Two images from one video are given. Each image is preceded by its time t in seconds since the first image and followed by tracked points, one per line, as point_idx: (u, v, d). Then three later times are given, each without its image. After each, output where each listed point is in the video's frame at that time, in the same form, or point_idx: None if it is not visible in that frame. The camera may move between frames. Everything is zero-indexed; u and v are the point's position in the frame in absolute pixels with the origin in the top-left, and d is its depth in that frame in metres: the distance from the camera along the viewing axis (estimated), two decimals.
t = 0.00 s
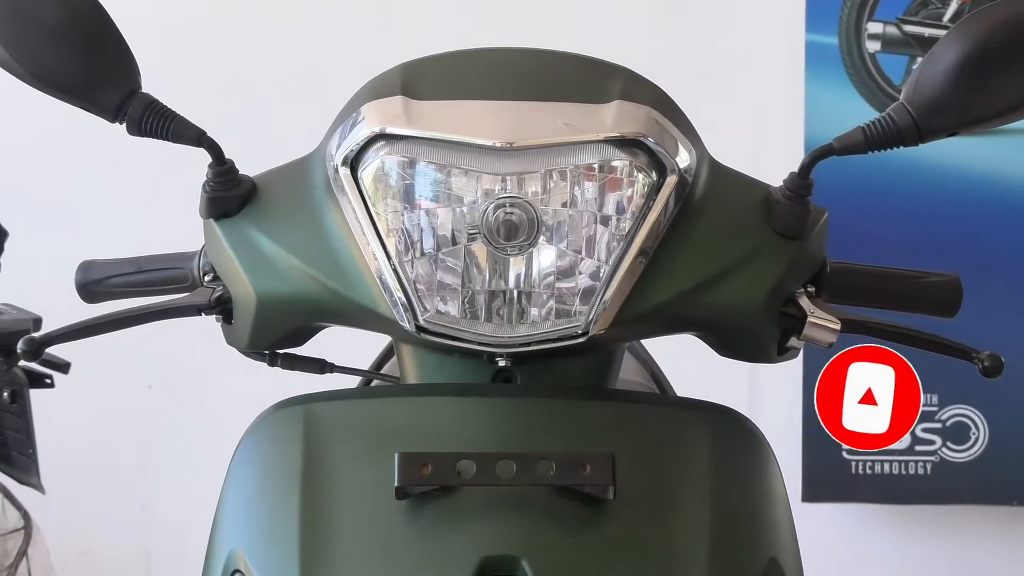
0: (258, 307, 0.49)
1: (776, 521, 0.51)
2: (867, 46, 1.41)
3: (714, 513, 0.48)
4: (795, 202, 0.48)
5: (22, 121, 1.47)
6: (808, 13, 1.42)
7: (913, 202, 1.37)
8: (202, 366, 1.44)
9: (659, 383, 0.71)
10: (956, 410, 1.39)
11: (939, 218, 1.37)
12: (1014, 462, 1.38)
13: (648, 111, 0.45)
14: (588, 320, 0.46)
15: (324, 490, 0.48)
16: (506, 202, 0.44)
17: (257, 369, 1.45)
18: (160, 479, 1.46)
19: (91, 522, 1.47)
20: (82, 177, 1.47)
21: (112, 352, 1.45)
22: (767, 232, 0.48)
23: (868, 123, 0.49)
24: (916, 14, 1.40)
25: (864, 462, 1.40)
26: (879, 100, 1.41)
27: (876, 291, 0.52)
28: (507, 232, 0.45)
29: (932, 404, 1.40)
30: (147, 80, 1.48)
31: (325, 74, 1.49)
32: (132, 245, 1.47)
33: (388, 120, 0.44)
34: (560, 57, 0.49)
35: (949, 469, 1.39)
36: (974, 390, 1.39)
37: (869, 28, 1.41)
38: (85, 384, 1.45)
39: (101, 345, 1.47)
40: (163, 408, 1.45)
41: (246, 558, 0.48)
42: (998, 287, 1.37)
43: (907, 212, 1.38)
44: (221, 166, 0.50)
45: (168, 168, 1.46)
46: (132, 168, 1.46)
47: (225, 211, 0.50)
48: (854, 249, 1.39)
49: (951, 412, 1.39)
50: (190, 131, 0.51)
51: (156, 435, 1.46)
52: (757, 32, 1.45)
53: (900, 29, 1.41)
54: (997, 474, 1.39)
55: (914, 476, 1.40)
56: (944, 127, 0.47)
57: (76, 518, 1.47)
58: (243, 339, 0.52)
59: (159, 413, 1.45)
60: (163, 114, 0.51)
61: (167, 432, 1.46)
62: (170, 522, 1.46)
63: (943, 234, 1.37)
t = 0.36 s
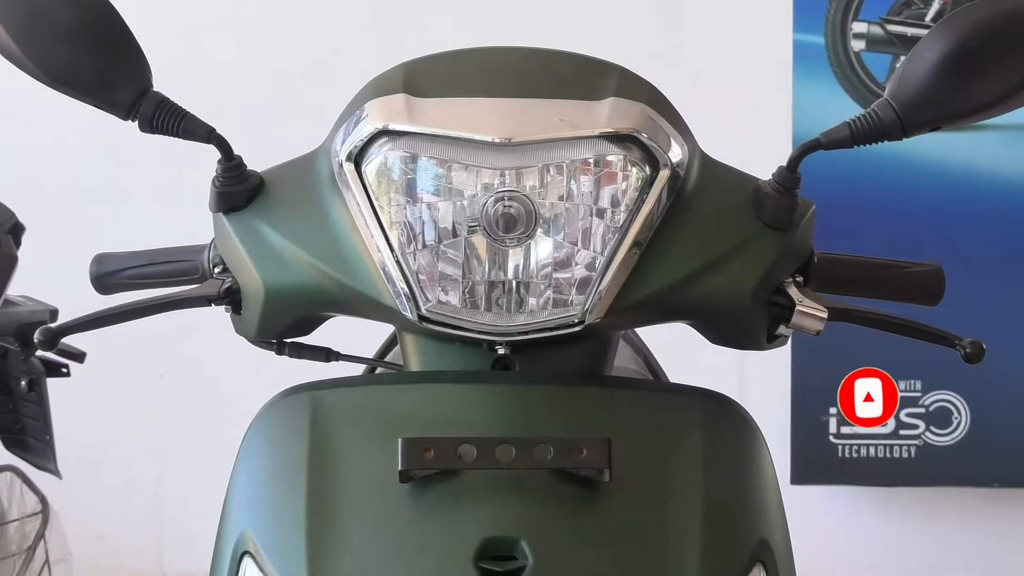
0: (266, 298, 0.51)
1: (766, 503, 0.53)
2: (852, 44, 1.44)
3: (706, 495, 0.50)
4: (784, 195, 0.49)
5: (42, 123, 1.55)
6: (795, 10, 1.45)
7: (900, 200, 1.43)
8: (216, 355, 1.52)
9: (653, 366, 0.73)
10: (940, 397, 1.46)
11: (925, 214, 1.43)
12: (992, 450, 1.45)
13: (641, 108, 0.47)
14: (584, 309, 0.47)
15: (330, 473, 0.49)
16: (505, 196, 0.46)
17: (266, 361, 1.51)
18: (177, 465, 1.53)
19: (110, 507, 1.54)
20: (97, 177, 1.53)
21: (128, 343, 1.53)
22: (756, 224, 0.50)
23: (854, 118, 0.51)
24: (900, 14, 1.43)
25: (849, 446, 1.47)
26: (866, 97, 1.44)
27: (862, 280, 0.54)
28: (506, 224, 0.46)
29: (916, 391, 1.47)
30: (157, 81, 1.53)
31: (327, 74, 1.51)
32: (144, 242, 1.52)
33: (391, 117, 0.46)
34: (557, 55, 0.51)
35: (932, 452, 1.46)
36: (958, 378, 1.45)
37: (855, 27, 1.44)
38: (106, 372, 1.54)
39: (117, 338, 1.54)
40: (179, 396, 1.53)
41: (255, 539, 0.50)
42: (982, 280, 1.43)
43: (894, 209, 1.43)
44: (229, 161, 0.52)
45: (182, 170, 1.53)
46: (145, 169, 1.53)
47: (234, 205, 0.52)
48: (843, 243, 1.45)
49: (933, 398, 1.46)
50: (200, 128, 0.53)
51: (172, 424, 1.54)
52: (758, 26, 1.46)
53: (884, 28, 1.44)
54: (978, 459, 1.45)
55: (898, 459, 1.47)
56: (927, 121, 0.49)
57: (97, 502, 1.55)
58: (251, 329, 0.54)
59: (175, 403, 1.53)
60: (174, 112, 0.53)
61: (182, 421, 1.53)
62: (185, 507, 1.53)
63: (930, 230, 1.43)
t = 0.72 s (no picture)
0: (272, 293, 0.53)
1: (754, 490, 0.55)
2: (838, 47, 1.50)
3: (697, 482, 0.52)
4: (771, 193, 0.51)
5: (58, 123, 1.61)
6: (781, 14, 1.51)
7: (885, 197, 1.49)
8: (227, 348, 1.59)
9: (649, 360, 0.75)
10: (921, 386, 1.53)
11: (910, 211, 1.49)
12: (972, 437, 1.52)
13: (634, 109, 0.49)
14: (579, 303, 0.49)
15: (334, 462, 0.51)
16: (503, 194, 0.47)
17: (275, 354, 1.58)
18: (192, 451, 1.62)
19: (132, 488, 1.64)
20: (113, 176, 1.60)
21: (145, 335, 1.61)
22: (745, 220, 0.51)
23: (839, 120, 0.53)
24: (882, 18, 1.50)
25: (835, 434, 1.54)
26: (849, 97, 1.51)
27: (847, 275, 0.56)
28: (504, 221, 0.48)
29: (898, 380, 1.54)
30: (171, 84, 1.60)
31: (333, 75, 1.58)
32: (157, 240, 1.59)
33: (393, 118, 0.47)
34: (553, 58, 0.53)
35: (915, 439, 1.54)
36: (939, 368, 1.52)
37: (840, 31, 1.50)
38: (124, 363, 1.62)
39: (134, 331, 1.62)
40: (193, 386, 1.61)
41: (262, 526, 0.51)
42: (963, 275, 1.49)
43: (880, 206, 1.49)
44: (237, 161, 0.53)
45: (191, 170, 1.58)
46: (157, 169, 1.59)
47: (241, 203, 0.54)
48: (831, 240, 1.50)
49: (916, 387, 1.53)
50: (209, 129, 0.55)
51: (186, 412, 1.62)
52: (744, 34, 1.52)
53: (868, 31, 1.51)
54: (958, 447, 1.53)
55: (882, 446, 1.54)
56: (909, 121, 0.50)
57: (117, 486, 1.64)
58: (257, 323, 0.55)
59: (190, 393, 1.61)
60: (184, 113, 0.55)
61: (196, 409, 1.61)
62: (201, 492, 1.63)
63: (914, 226, 1.49)
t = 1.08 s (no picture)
0: (278, 286, 0.55)
1: (743, 477, 0.57)
2: (824, 50, 1.53)
3: (688, 468, 0.54)
4: (761, 190, 0.53)
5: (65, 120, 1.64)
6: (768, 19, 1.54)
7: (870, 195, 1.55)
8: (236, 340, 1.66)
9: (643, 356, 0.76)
10: (903, 377, 1.60)
11: (893, 208, 1.55)
12: (951, 426, 1.59)
13: (628, 109, 0.51)
14: (575, 296, 0.51)
15: (338, 448, 0.53)
16: (501, 190, 0.49)
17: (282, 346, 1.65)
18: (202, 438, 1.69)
19: (146, 470, 1.72)
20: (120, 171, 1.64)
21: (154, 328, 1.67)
22: (735, 216, 0.53)
23: (826, 119, 0.54)
24: (866, 23, 1.54)
25: (821, 423, 1.60)
26: (835, 98, 1.55)
27: (834, 270, 0.57)
28: (502, 217, 0.50)
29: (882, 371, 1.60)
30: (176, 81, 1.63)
31: (331, 74, 1.60)
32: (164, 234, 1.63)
33: (395, 117, 0.49)
34: (550, 59, 0.55)
35: (897, 428, 1.60)
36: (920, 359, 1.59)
37: (827, 35, 1.53)
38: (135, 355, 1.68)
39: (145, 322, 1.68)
40: (201, 376, 1.67)
41: (268, 510, 0.53)
42: (944, 269, 1.56)
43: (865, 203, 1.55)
44: (245, 158, 0.55)
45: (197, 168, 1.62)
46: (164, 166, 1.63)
47: (248, 199, 0.56)
48: (818, 236, 1.56)
49: (899, 378, 1.59)
50: (218, 127, 0.57)
51: (195, 403, 1.68)
52: (738, 34, 1.55)
53: (853, 35, 1.54)
54: (937, 435, 1.60)
55: (866, 435, 1.61)
56: (893, 121, 0.52)
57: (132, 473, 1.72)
58: (264, 314, 0.57)
59: (198, 383, 1.68)
60: (193, 112, 0.57)
61: (206, 399, 1.68)
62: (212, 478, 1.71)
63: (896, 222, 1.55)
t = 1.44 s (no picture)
0: (287, 273, 0.57)
1: (735, 459, 0.59)
2: (813, 49, 1.55)
3: (681, 450, 0.56)
4: (753, 182, 0.55)
5: (80, 113, 1.69)
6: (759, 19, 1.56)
7: (856, 190, 1.59)
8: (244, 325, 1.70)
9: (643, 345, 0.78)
10: (888, 365, 1.64)
11: (878, 202, 1.59)
12: (932, 413, 1.63)
13: (625, 104, 0.53)
14: (573, 284, 0.53)
15: (343, 429, 0.55)
16: (502, 181, 0.51)
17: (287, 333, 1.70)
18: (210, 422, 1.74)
19: (154, 450, 1.77)
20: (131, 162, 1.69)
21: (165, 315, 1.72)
22: (727, 208, 0.55)
23: (816, 114, 0.56)
24: (854, 24, 1.55)
25: (809, 410, 1.64)
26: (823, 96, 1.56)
27: (821, 260, 0.60)
28: (503, 207, 0.52)
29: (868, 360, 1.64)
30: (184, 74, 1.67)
31: (336, 67, 1.63)
32: (174, 223, 1.69)
33: (400, 110, 0.51)
34: (551, 55, 0.56)
35: (883, 413, 1.64)
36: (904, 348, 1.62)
37: (817, 35, 1.55)
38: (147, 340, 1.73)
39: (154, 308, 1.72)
40: (209, 359, 1.72)
41: (276, 489, 0.55)
42: (927, 263, 1.60)
43: (854, 198, 1.59)
44: (255, 150, 0.57)
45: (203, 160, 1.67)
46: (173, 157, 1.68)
47: (258, 189, 0.57)
48: (805, 227, 1.60)
49: (885, 365, 1.63)
50: (229, 120, 0.59)
51: (203, 385, 1.73)
52: (736, 32, 1.57)
53: (842, 36, 1.56)
54: (919, 422, 1.64)
55: (851, 420, 1.65)
56: (881, 116, 0.54)
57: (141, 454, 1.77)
58: (273, 300, 0.59)
59: (206, 367, 1.73)
60: (205, 105, 0.59)
61: (213, 382, 1.73)
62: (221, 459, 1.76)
63: (882, 216, 1.59)
